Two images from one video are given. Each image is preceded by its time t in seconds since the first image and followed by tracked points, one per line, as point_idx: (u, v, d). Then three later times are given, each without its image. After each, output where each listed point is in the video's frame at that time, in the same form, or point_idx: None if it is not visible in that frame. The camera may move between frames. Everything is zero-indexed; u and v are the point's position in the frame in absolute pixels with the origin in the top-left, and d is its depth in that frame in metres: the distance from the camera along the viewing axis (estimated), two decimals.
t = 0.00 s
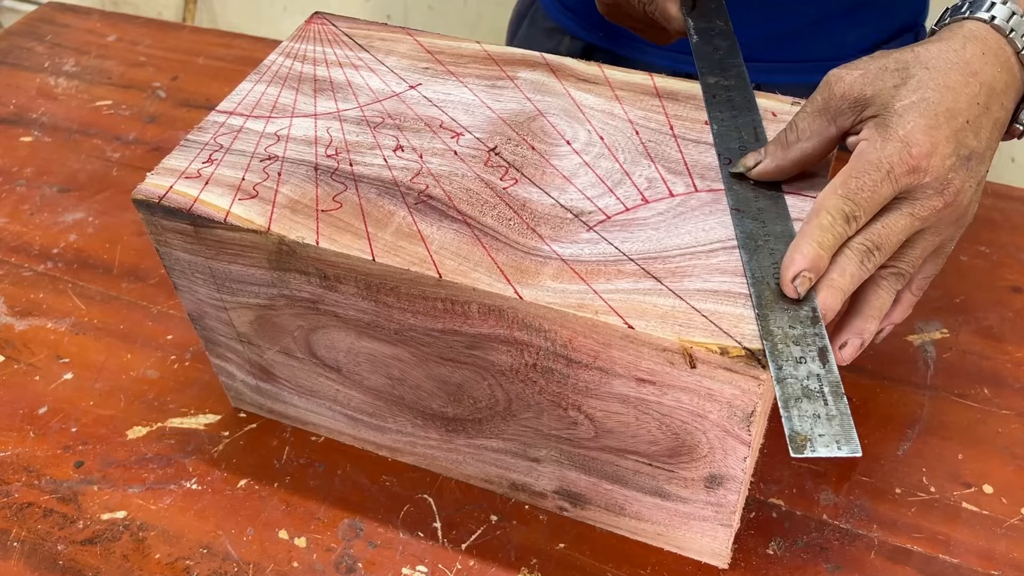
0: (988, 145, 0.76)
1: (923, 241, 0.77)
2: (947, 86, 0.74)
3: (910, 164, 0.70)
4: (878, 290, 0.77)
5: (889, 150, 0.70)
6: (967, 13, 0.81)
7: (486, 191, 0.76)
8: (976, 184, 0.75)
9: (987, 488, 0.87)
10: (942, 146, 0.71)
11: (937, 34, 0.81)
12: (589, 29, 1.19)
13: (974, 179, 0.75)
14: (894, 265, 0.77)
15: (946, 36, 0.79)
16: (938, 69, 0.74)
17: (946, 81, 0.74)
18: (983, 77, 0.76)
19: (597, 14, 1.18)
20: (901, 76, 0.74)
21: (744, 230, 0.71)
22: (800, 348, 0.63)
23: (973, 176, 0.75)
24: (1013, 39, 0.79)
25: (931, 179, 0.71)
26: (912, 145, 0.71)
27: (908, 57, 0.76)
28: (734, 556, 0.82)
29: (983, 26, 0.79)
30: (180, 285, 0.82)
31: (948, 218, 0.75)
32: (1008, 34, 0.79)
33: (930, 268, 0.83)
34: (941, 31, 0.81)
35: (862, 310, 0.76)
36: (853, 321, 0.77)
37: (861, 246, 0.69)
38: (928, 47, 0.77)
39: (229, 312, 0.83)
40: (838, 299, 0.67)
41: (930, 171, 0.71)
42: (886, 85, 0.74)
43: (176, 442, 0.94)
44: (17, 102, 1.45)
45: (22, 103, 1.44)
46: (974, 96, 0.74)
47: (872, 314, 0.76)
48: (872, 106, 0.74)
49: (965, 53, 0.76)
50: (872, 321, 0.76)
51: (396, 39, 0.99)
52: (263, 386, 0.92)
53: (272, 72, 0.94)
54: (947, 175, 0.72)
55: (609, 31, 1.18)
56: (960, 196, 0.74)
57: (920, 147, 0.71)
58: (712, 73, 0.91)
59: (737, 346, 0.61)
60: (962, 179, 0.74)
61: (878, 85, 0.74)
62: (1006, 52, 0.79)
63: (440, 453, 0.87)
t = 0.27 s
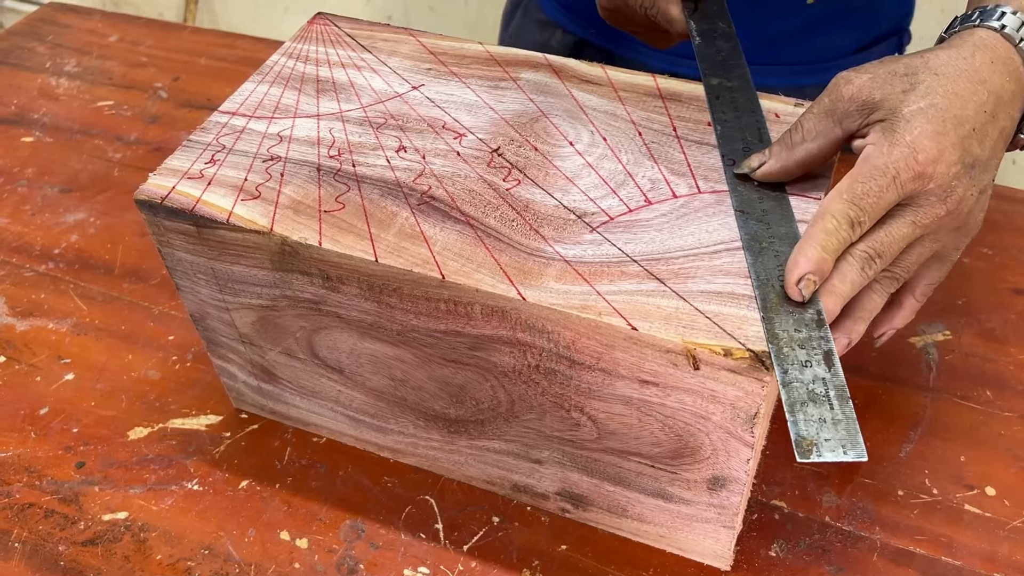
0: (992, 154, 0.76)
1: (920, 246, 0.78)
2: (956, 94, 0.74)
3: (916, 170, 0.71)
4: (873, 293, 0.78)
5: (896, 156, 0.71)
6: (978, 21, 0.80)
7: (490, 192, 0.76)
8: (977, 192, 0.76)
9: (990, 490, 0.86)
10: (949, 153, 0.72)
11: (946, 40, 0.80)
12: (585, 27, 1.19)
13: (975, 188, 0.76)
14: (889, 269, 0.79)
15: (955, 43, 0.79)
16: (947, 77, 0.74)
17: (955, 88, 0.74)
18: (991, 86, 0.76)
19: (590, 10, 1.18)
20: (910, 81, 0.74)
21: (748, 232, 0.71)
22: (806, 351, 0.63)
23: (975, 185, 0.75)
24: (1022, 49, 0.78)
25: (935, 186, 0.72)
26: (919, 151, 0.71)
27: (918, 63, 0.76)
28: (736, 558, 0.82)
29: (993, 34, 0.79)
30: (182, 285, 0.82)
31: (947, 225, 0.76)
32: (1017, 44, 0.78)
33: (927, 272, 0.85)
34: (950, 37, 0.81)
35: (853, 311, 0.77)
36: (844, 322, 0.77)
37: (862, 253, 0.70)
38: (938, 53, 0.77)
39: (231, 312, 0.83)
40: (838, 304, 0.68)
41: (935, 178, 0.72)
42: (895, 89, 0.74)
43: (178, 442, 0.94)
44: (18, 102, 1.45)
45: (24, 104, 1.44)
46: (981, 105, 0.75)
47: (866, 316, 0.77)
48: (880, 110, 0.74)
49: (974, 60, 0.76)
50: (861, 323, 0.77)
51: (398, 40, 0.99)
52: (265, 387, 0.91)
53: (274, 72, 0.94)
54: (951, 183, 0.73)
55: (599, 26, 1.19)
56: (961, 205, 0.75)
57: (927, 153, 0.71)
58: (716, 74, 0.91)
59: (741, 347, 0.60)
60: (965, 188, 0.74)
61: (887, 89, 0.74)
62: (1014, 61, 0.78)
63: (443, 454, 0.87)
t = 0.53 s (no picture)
0: (983, 174, 0.79)
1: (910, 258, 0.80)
2: (959, 113, 0.76)
3: (923, 184, 0.72)
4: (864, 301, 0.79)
5: (905, 168, 0.72)
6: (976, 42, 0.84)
7: (491, 189, 0.76)
8: (966, 210, 0.79)
9: (990, 488, 0.87)
10: (951, 171, 0.73)
11: (946, 58, 0.83)
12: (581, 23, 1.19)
13: (966, 206, 0.78)
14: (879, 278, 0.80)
15: (958, 62, 0.81)
16: (952, 95, 0.76)
17: (958, 107, 0.76)
18: (990, 108, 0.78)
19: (587, 6, 1.17)
20: (918, 96, 0.76)
21: (749, 229, 0.71)
22: (807, 348, 0.63)
23: (966, 202, 0.78)
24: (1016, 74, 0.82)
25: (935, 202, 0.74)
26: (927, 166, 0.72)
27: (925, 78, 0.77)
28: (737, 555, 0.82)
29: (991, 56, 0.82)
30: (184, 283, 0.83)
31: (937, 240, 0.79)
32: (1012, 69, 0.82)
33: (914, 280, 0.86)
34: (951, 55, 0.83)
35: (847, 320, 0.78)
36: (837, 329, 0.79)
37: (862, 268, 0.71)
38: (943, 71, 0.79)
39: (233, 309, 0.83)
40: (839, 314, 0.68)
41: (937, 194, 0.73)
42: (905, 102, 0.76)
43: (179, 440, 0.94)
44: (20, 101, 1.45)
45: (26, 103, 1.45)
46: (980, 126, 0.77)
47: (855, 325, 0.79)
48: (891, 120, 0.75)
49: (976, 82, 0.79)
50: (852, 331, 0.79)
51: (400, 38, 1.00)
52: (266, 385, 0.92)
53: (276, 70, 0.94)
54: (949, 200, 0.75)
55: (596, 21, 1.18)
56: (953, 221, 0.77)
57: (934, 169, 0.72)
58: (716, 73, 0.90)
59: (742, 344, 0.61)
60: (958, 205, 0.76)
61: (897, 100, 0.76)
62: (1010, 85, 0.81)
63: (444, 451, 0.87)
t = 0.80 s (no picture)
0: (979, 177, 0.80)
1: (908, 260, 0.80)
2: (958, 116, 0.76)
3: (923, 185, 0.72)
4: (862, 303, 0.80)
5: (906, 169, 0.72)
6: (972, 47, 0.84)
7: (492, 192, 0.76)
8: (962, 212, 0.79)
9: (991, 490, 0.87)
10: (950, 172, 0.74)
11: (944, 63, 0.83)
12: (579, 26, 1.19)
13: (962, 209, 0.78)
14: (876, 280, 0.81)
15: (956, 66, 0.81)
16: (951, 99, 0.77)
17: (957, 111, 0.76)
18: (988, 112, 0.79)
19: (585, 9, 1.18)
20: (918, 98, 0.76)
21: (750, 232, 0.71)
22: (808, 350, 0.63)
23: (963, 205, 0.78)
24: (1013, 79, 0.82)
25: (934, 203, 0.74)
26: (926, 167, 0.73)
27: (924, 81, 0.78)
28: (739, 557, 0.82)
29: (988, 61, 0.82)
30: (186, 285, 0.83)
31: (934, 242, 0.79)
32: (1011, 74, 0.81)
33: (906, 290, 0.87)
34: (949, 60, 0.84)
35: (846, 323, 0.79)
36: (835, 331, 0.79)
37: (863, 266, 0.71)
38: (942, 74, 0.79)
39: (235, 312, 0.83)
40: (840, 312, 0.68)
41: (936, 195, 0.74)
42: (905, 104, 0.76)
43: (181, 442, 0.94)
44: (22, 103, 1.45)
45: (27, 105, 1.45)
46: (978, 129, 0.77)
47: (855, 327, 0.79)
48: (891, 121, 0.75)
49: (974, 86, 0.79)
50: (853, 332, 0.80)
51: (401, 40, 1.00)
52: (268, 387, 0.92)
53: (278, 73, 0.95)
54: (947, 202, 0.75)
55: (594, 26, 1.18)
56: (950, 223, 0.78)
57: (933, 170, 0.73)
58: (717, 75, 0.91)
59: (744, 346, 0.61)
60: (955, 207, 0.77)
61: (898, 102, 0.76)
62: (1007, 89, 0.82)
63: (446, 453, 0.87)
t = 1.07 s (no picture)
0: (977, 179, 0.79)
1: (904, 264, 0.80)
2: (956, 121, 0.76)
3: (921, 191, 0.72)
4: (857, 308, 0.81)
5: (905, 175, 0.72)
6: (969, 47, 0.84)
7: (490, 194, 0.76)
8: (960, 215, 0.79)
9: (991, 491, 0.86)
10: (948, 177, 0.74)
11: (941, 65, 0.83)
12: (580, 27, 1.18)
13: (960, 211, 0.78)
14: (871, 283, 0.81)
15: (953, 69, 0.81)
16: (949, 103, 0.77)
17: (955, 115, 0.76)
18: (986, 114, 0.79)
19: (590, 15, 1.16)
20: (916, 101, 0.76)
21: (748, 233, 0.71)
22: (807, 352, 0.63)
23: (960, 207, 0.78)
24: (1011, 79, 0.81)
25: (932, 208, 0.74)
26: (925, 172, 0.72)
27: (922, 85, 0.77)
28: (738, 558, 0.82)
29: (985, 61, 0.82)
30: (184, 288, 0.83)
31: (931, 246, 0.79)
32: (1008, 74, 0.81)
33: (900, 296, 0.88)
34: (945, 62, 0.83)
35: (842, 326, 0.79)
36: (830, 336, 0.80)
37: (859, 284, 0.73)
38: (940, 78, 0.79)
39: (232, 314, 0.83)
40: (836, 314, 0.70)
41: (934, 200, 0.74)
42: (904, 108, 0.76)
43: (179, 445, 0.94)
44: (21, 106, 1.45)
45: (27, 108, 1.45)
46: (976, 132, 0.77)
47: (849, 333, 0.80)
48: (890, 125, 0.75)
49: (972, 89, 0.79)
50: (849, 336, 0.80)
51: (399, 43, 1.00)
52: (266, 390, 0.92)
53: (275, 75, 0.95)
54: (945, 206, 0.75)
55: (630, 16, 1.14)
56: (947, 227, 0.78)
57: (931, 175, 0.73)
58: (716, 77, 0.91)
59: (741, 348, 0.61)
60: (953, 210, 0.77)
61: (896, 106, 0.76)
62: (1004, 90, 0.81)
63: (444, 456, 0.87)
